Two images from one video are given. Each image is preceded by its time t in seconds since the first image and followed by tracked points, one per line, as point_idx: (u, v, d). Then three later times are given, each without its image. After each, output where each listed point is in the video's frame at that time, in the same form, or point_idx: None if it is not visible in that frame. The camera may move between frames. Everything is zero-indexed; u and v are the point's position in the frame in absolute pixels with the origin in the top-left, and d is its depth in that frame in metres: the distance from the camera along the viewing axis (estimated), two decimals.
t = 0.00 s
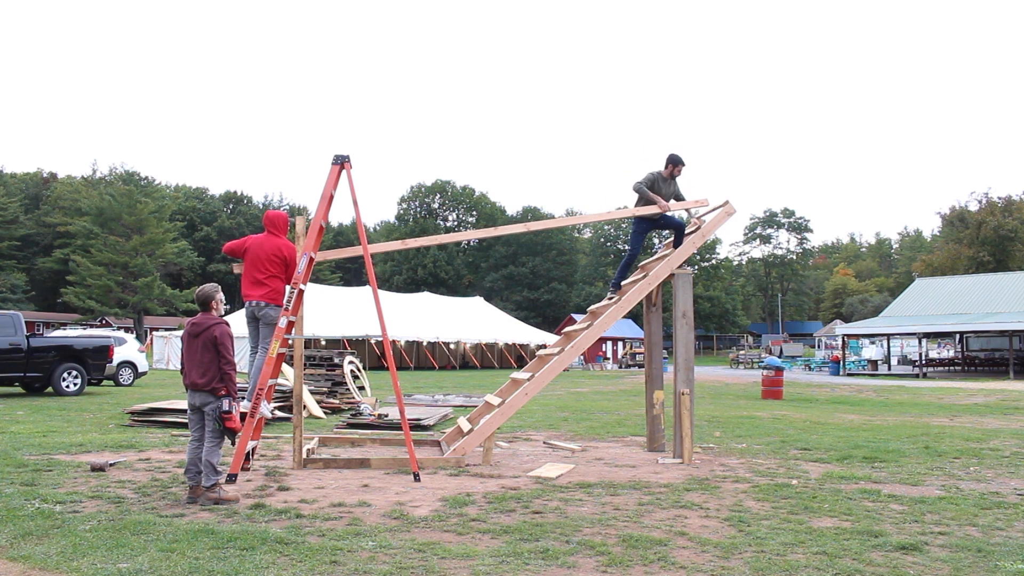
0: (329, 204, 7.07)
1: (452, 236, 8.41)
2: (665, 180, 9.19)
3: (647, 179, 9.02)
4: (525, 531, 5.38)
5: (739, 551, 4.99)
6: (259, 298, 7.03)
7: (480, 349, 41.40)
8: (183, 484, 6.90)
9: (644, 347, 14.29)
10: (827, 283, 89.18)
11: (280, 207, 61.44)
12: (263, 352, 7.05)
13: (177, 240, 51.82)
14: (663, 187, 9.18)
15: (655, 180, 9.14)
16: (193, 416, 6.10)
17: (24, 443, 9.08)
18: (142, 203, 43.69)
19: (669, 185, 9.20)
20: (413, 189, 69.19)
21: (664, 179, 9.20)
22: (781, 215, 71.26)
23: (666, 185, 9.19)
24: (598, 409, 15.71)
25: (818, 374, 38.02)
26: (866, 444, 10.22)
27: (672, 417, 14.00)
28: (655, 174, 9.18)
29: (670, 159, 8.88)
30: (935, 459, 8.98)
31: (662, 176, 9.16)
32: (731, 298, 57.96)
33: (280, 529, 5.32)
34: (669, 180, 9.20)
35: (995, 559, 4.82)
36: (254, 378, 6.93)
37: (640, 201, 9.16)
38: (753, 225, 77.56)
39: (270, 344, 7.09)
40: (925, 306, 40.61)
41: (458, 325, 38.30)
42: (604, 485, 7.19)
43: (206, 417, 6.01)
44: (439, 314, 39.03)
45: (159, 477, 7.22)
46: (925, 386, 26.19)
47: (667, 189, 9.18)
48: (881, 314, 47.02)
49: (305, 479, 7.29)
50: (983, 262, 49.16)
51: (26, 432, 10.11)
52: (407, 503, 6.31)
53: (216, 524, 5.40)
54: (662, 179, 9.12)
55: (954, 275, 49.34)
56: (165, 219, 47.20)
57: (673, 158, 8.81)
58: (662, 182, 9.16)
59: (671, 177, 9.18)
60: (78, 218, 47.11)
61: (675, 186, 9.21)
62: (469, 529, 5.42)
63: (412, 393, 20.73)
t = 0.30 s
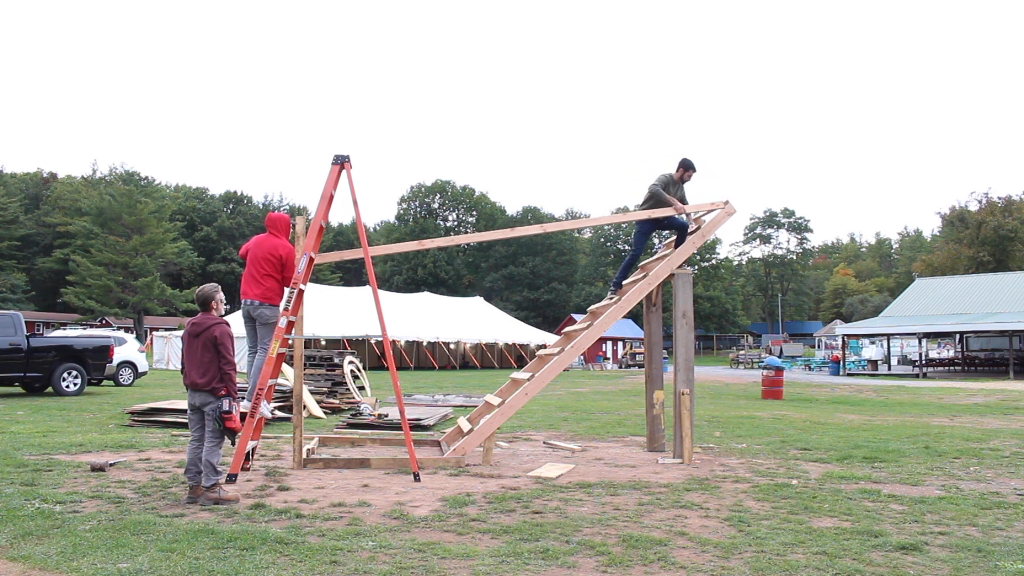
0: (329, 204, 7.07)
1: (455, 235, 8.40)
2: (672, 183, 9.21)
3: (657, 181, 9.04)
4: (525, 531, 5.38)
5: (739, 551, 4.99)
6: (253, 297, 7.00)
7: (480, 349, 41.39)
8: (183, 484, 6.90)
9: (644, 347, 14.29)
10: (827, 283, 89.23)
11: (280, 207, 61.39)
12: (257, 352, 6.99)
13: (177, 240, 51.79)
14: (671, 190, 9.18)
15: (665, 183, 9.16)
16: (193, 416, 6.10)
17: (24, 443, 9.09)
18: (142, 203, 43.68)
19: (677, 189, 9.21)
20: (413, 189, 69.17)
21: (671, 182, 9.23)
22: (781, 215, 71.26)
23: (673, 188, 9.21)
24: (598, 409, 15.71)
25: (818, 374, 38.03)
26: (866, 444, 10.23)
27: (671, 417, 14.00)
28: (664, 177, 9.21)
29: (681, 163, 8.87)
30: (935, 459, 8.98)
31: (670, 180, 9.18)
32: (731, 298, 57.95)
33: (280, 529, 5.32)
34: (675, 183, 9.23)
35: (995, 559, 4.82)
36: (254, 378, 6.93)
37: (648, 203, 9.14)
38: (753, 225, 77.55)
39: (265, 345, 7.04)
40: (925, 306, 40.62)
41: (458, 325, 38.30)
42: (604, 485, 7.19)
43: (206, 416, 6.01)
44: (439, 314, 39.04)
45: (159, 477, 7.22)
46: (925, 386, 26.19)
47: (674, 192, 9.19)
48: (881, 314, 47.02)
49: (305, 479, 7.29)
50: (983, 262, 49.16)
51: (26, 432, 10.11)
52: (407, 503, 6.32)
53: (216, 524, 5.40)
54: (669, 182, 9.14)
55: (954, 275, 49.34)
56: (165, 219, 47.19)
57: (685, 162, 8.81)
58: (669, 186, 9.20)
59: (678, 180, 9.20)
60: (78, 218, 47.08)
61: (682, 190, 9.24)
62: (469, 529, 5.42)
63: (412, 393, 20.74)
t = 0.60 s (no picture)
0: (329, 204, 7.07)
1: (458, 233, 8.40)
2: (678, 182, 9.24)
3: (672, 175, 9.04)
4: (525, 531, 5.38)
5: (739, 551, 4.99)
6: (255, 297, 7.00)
7: (480, 349, 41.40)
8: (183, 484, 6.89)
9: (644, 347, 14.29)
10: (826, 283, 89.25)
11: (280, 207, 61.38)
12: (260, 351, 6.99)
13: (178, 240, 51.78)
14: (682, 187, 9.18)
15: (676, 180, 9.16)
16: (193, 416, 6.10)
17: (25, 443, 9.09)
18: (142, 203, 43.71)
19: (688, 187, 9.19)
20: (412, 189, 69.24)
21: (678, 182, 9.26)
22: (780, 215, 71.25)
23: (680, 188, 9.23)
24: (598, 409, 15.71)
25: (818, 374, 38.03)
26: (866, 444, 10.23)
27: (671, 418, 14.00)
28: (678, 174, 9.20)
29: (698, 158, 8.86)
30: (935, 459, 8.98)
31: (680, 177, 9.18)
32: (731, 298, 57.99)
33: (280, 529, 5.33)
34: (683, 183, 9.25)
35: (995, 559, 4.82)
36: (254, 378, 6.93)
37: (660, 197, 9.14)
38: (753, 225, 77.53)
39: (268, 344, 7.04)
40: (925, 306, 40.61)
41: (459, 325, 38.30)
42: (604, 485, 7.19)
43: (206, 417, 6.01)
44: (439, 314, 39.05)
45: (159, 477, 7.22)
46: (925, 386, 26.19)
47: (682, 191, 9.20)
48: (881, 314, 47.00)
49: (305, 479, 7.28)
50: (984, 262, 49.14)
51: (26, 432, 10.12)
52: (407, 503, 6.31)
53: (216, 524, 5.40)
54: (677, 179, 9.11)
55: (954, 275, 49.32)
56: (165, 219, 47.22)
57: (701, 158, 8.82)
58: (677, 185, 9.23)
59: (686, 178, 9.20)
60: (78, 218, 47.06)
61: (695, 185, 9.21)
62: (470, 529, 5.42)
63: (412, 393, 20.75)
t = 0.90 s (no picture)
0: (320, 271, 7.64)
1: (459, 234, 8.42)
2: (678, 185, 9.28)
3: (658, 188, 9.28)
4: (525, 531, 5.38)
5: (739, 551, 4.99)
6: (265, 365, 7.62)
7: (480, 349, 41.40)
8: (183, 484, 6.89)
9: (644, 347, 14.29)
10: (826, 284, 89.32)
11: (281, 207, 61.32)
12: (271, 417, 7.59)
13: (177, 240, 51.70)
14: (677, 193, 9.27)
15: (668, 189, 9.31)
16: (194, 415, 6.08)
17: (25, 443, 9.09)
18: (142, 202, 43.69)
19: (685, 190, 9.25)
20: (413, 189, 69.29)
21: (678, 184, 9.29)
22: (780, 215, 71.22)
23: (680, 189, 9.27)
24: (598, 409, 15.71)
25: (818, 374, 38.03)
26: (866, 444, 10.22)
27: (671, 417, 14.00)
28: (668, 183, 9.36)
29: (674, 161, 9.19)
30: (935, 459, 8.98)
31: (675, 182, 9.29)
32: (731, 298, 57.98)
33: (279, 529, 5.32)
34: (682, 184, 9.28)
35: (995, 559, 4.82)
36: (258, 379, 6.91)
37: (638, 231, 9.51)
38: (753, 225, 77.54)
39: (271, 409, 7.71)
40: (926, 306, 40.60)
41: (458, 325, 38.31)
42: (604, 485, 7.18)
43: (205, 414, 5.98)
44: (439, 314, 39.05)
45: (159, 477, 7.22)
46: (925, 386, 26.18)
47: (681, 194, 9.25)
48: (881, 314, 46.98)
49: (305, 479, 7.28)
50: (984, 262, 49.14)
51: (26, 432, 10.12)
52: (407, 503, 6.31)
53: (216, 524, 5.40)
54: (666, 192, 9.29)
55: (954, 275, 49.31)
56: (165, 219, 47.24)
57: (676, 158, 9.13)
58: (675, 187, 9.27)
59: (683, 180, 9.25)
60: (78, 218, 47.06)
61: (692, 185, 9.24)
62: (469, 529, 5.42)
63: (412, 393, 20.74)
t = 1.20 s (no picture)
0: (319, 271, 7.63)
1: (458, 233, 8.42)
2: (678, 185, 9.28)
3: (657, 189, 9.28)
4: (525, 531, 5.38)
5: (740, 551, 4.99)
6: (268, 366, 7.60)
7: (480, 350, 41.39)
8: (183, 484, 6.90)
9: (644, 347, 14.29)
10: (826, 284, 89.32)
11: (281, 207, 61.27)
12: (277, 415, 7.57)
13: (178, 240, 51.70)
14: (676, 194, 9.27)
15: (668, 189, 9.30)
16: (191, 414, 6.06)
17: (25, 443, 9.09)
18: (142, 203, 43.71)
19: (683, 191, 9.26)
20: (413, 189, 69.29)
21: (678, 184, 9.29)
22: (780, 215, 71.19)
23: (680, 189, 9.27)
24: (598, 409, 15.71)
25: (819, 374, 38.02)
26: (867, 444, 10.23)
27: (671, 417, 14.01)
28: (668, 182, 9.34)
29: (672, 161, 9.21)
30: (935, 459, 8.98)
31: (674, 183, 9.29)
32: (731, 298, 57.93)
33: (280, 529, 5.32)
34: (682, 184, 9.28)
35: (995, 559, 4.82)
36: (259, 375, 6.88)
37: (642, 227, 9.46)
38: (753, 225, 77.52)
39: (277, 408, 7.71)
40: (925, 306, 40.60)
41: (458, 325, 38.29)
42: (604, 485, 7.19)
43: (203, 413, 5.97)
44: (439, 314, 39.03)
45: (159, 477, 7.22)
46: (925, 386, 26.18)
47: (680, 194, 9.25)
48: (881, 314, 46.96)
49: (305, 479, 7.28)
50: (984, 262, 49.13)
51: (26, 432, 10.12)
52: (407, 503, 6.31)
53: (216, 524, 5.40)
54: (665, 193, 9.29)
55: (954, 275, 49.28)
56: (165, 219, 47.22)
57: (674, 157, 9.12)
58: (675, 187, 9.27)
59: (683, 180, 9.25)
60: (78, 218, 47.02)
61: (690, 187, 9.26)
62: (469, 529, 5.42)
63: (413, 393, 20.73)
